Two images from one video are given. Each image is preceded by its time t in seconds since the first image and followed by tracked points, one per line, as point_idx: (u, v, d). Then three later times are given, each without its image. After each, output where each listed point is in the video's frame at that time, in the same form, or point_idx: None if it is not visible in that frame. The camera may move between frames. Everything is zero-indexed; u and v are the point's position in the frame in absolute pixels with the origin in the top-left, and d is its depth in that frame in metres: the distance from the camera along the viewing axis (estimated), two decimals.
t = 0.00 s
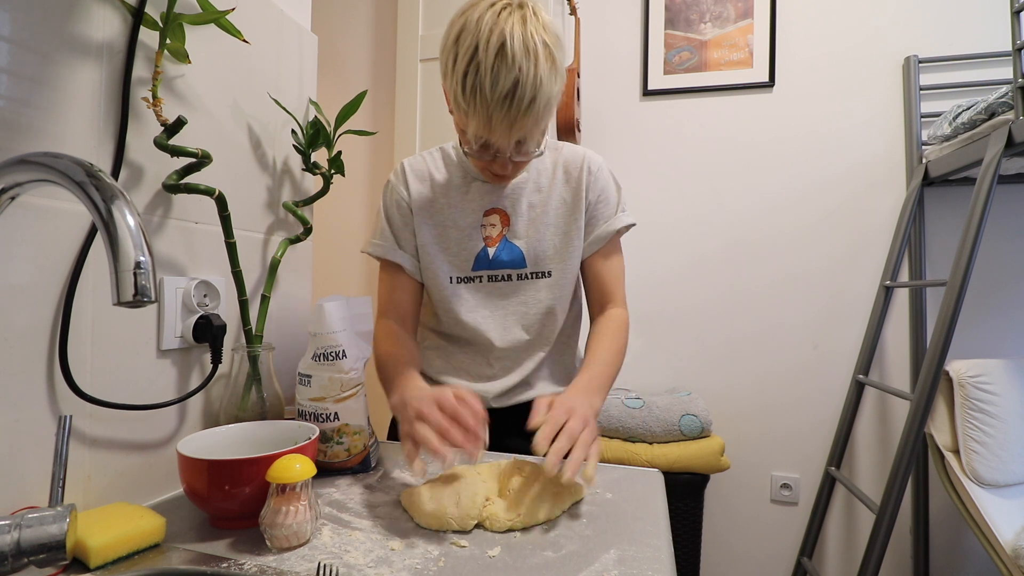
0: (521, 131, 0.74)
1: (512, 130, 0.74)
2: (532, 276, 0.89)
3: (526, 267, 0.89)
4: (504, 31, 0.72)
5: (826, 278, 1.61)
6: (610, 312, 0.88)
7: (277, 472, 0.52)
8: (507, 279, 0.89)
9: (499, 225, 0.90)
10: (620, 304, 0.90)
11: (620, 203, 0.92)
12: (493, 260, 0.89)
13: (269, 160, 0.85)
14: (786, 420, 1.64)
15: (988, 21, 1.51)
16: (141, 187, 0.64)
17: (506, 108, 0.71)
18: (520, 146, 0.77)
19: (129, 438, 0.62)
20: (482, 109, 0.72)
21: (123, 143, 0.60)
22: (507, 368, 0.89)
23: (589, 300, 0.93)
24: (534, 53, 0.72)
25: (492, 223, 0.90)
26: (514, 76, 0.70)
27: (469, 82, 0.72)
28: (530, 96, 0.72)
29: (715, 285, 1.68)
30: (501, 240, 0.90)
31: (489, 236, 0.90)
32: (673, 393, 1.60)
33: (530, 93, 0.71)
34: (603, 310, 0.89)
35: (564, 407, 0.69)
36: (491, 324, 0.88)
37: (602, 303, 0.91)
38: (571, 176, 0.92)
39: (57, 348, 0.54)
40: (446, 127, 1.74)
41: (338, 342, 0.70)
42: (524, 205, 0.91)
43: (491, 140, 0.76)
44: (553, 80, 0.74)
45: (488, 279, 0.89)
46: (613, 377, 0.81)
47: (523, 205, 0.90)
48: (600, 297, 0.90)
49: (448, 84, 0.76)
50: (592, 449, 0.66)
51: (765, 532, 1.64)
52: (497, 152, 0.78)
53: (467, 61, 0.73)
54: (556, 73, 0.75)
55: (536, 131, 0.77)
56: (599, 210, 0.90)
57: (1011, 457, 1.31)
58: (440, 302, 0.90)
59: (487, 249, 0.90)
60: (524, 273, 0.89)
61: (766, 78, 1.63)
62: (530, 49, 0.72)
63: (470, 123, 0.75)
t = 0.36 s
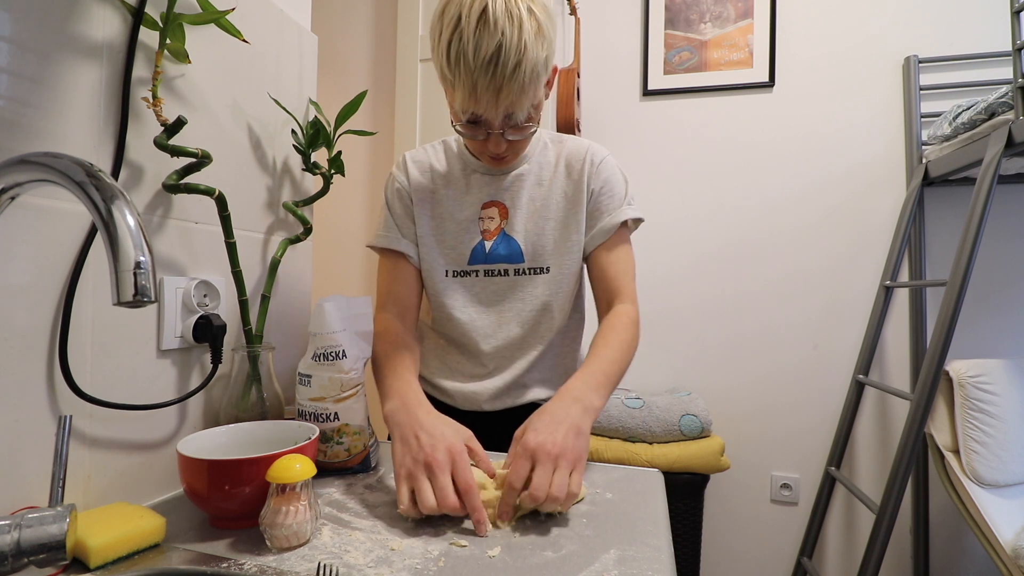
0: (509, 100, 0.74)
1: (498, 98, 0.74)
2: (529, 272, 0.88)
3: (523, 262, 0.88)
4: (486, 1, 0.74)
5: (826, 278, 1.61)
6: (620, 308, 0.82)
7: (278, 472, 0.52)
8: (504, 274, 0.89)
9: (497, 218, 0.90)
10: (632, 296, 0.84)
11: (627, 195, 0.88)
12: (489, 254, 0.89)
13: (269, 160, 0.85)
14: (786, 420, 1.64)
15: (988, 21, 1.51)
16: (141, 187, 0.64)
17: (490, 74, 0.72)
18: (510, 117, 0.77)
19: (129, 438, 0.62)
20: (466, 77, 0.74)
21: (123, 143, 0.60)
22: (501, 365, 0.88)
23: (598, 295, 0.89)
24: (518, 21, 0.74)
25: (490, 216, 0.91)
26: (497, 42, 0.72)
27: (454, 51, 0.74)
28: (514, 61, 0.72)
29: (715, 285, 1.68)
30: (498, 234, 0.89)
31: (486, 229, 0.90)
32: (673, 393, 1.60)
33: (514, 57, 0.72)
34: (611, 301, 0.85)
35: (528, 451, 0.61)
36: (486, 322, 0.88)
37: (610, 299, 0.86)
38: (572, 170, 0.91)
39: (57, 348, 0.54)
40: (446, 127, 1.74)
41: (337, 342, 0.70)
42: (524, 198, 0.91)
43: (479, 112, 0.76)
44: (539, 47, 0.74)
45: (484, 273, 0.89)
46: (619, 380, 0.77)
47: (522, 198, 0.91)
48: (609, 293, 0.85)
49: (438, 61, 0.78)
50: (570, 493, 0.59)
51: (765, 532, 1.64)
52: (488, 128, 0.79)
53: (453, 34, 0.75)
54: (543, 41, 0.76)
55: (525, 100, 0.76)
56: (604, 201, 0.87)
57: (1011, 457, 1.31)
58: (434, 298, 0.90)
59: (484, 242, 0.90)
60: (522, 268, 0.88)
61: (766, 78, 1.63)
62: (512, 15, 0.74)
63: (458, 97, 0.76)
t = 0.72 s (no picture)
0: (510, 94, 0.74)
1: (499, 92, 0.74)
2: (535, 271, 0.88)
3: (528, 261, 0.88)
4: None
5: (827, 278, 1.61)
6: (643, 304, 0.83)
7: (278, 472, 0.52)
8: (509, 274, 0.89)
9: (501, 217, 0.90)
10: (654, 291, 0.85)
11: (636, 191, 0.89)
12: (494, 254, 0.89)
13: (269, 160, 0.85)
14: (786, 420, 1.64)
15: (988, 21, 1.51)
16: (141, 187, 0.64)
17: (491, 68, 0.72)
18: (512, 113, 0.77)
19: (129, 437, 0.62)
20: (466, 71, 0.73)
21: (123, 143, 0.60)
22: (507, 366, 0.88)
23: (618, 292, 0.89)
24: (518, 13, 0.73)
25: (494, 215, 0.90)
26: (496, 35, 0.72)
27: (454, 45, 0.75)
28: (515, 55, 0.72)
29: (715, 285, 1.68)
30: (503, 233, 0.89)
31: (491, 228, 0.90)
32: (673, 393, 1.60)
33: (514, 50, 0.72)
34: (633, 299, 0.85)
35: (539, 429, 0.65)
36: (490, 322, 0.88)
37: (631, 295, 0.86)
38: (577, 166, 0.91)
39: (57, 349, 0.54)
40: (446, 126, 1.74)
41: (337, 342, 0.70)
42: (529, 196, 0.91)
43: (481, 108, 0.76)
44: (540, 39, 0.74)
45: (489, 274, 0.89)
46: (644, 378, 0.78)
47: (527, 196, 0.91)
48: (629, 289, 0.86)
49: (438, 57, 0.78)
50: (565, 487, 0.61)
51: (764, 532, 1.64)
52: (490, 124, 0.78)
53: (452, 29, 0.75)
54: (543, 34, 0.76)
55: (526, 94, 0.76)
56: (615, 198, 0.88)
57: (1011, 457, 1.31)
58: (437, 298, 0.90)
59: (489, 242, 0.90)
60: (527, 268, 0.88)
61: (766, 78, 1.63)
62: (511, 9, 0.73)
63: (459, 92, 0.76)
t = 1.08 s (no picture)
0: (512, 96, 0.74)
1: (501, 94, 0.74)
2: (538, 271, 0.88)
3: (530, 262, 0.88)
4: None
5: (827, 278, 1.61)
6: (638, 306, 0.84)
7: (278, 472, 0.52)
8: (512, 274, 0.89)
9: (504, 217, 0.90)
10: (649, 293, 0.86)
11: (634, 193, 0.89)
12: (497, 254, 0.89)
13: (269, 160, 0.85)
14: (786, 420, 1.64)
15: (988, 21, 1.51)
16: (140, 187, 0.64)
17: (493, 69, 0.72)
18: (514, 115, 0.76)
19: (128, 438, 0.62)
20: (468, 73, 0.73)
21: (123, 143, 0.60)
22: (509, 366, 0.87)
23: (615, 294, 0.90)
24: (520, 16, 0.74)
25: (496, 215, 0.90)
26: (499, 36, 0.72)
27: (456, 47, 0.75)
28: (517, 57, 0.72)
29: (715, 285, 1.68)
30: (506, 233, 0.89)
31: (494, 228, 0.90)
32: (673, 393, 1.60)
33: (517, 52, 0.72)
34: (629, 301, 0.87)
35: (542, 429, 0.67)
36: (491, 322, 0.88)
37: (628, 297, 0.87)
38: (577, 167, 0.91)
39: (57, 349, 0.54)
40: (446, 127, 1.74)
41: (337, 342, 0.70)
42: (530, 197, 0.91)
43: (483, 110, 0.76)
44: (542, 42, 0.74)
45: (491, 274, 0.89)
46: (635, 384, 0.79)
47: (528, 196, 0.91)
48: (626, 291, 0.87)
49: (440, 58, 0.78)
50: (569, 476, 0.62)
51: (765, 533, 1.64)
52: (492, 126, 0.78)
53: (454, 30, 0.75)
54: (545, 36, 0.76)
55: (528, 96, 0.75)
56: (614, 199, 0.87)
57: (1011, 457, 1.31)
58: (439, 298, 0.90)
59: (491, 242, 0.90)
60: (529, 268, 0.88)
61: (766, 78, 1.63)
62: (513, 11, 0.73)
63: (461, 94, 0.76)
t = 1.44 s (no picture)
0: (503, 93, 0.74)
1: (492, 91, 0.74)
2: (536, 272, 0.88)
3: (529, 262, 0.88)
4: None
5: (827, 278, 1.61)
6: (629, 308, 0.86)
7: (278, 472, 0.52)
8: (510, 275, 0.89)
9: (501, 218, 0.90)
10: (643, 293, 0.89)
11: (633, 198, 0.89)
12: (494, 255, 0.89)
13: (269, 160, 0.85)
14: (786, 420, 1.64)
15: (988, 21, 1.51)
16: (141, 187, 0.64)
17: (483, 66, 0.72)
18: (506, 111, 0.77)
19: (129, 437, 0.62)
20: (459, 70, 0.74)
21: (123, 143, 0.60)
22: (509, 366, 0.87)
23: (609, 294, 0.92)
24: (510, 12, 0.73)
25: (493, 216, 0.90)
26: (488, 33, 0.72)
27: (446, 45, 0.75)
28: (507, 52, 0.72)
29: (716, 285, 1.68)
30: (502, 235, 0.89)
31: (491, 231, 0.90)
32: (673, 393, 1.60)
33: (506, 48, 0.72)
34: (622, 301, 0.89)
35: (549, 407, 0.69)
36: (493, 323, 0.88)
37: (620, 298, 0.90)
38: (577, 170, 0.91)
39: (58, 349, 0.54)
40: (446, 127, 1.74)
41: (337, 342, 0.70)
42: (529, 199, 0.91)
43: (476, 107, 0.76)
44: (532, 36, 0.74)
45: (489, 275, 0.89)
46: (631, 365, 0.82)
47: (526, 197, 0.90)
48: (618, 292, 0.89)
49: (431, 57, 0.78)
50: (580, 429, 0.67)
51: (765, 532, 1.64)
52: (485, 123, 0.78)
53: (444, 29, 0.75)
54: (536, 32, 0.75)
55: (519, 92, 0.75)
56: (614, 205, 0.88)
57: (1011, 457, 1.31)
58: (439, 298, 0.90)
59: (489, 243, 0.90)
60: (528, 269, 0.88)
61: (766, 78, 1.63)
62: (502, 7, 0.73)
63: (453, 91, 0.76)
